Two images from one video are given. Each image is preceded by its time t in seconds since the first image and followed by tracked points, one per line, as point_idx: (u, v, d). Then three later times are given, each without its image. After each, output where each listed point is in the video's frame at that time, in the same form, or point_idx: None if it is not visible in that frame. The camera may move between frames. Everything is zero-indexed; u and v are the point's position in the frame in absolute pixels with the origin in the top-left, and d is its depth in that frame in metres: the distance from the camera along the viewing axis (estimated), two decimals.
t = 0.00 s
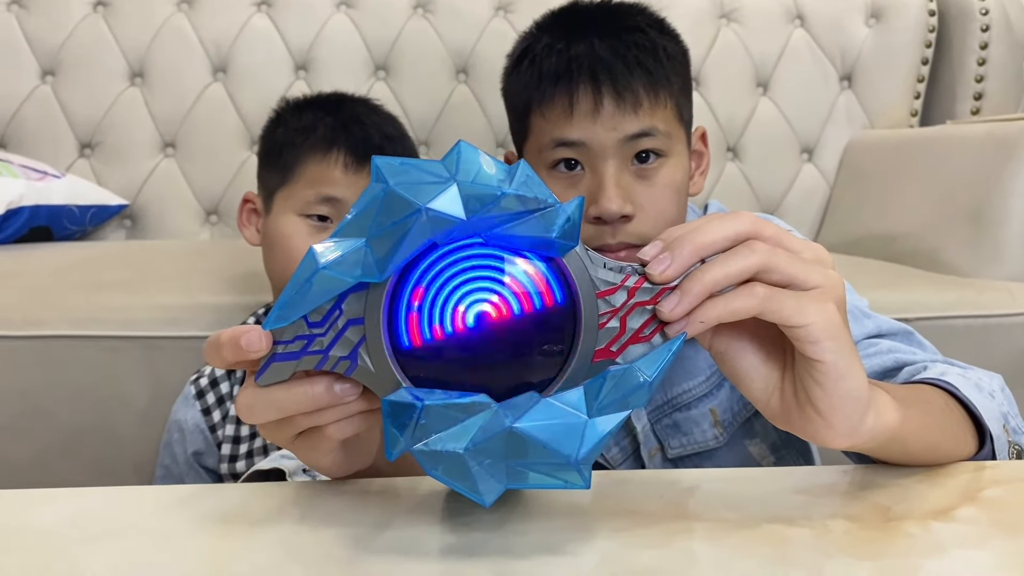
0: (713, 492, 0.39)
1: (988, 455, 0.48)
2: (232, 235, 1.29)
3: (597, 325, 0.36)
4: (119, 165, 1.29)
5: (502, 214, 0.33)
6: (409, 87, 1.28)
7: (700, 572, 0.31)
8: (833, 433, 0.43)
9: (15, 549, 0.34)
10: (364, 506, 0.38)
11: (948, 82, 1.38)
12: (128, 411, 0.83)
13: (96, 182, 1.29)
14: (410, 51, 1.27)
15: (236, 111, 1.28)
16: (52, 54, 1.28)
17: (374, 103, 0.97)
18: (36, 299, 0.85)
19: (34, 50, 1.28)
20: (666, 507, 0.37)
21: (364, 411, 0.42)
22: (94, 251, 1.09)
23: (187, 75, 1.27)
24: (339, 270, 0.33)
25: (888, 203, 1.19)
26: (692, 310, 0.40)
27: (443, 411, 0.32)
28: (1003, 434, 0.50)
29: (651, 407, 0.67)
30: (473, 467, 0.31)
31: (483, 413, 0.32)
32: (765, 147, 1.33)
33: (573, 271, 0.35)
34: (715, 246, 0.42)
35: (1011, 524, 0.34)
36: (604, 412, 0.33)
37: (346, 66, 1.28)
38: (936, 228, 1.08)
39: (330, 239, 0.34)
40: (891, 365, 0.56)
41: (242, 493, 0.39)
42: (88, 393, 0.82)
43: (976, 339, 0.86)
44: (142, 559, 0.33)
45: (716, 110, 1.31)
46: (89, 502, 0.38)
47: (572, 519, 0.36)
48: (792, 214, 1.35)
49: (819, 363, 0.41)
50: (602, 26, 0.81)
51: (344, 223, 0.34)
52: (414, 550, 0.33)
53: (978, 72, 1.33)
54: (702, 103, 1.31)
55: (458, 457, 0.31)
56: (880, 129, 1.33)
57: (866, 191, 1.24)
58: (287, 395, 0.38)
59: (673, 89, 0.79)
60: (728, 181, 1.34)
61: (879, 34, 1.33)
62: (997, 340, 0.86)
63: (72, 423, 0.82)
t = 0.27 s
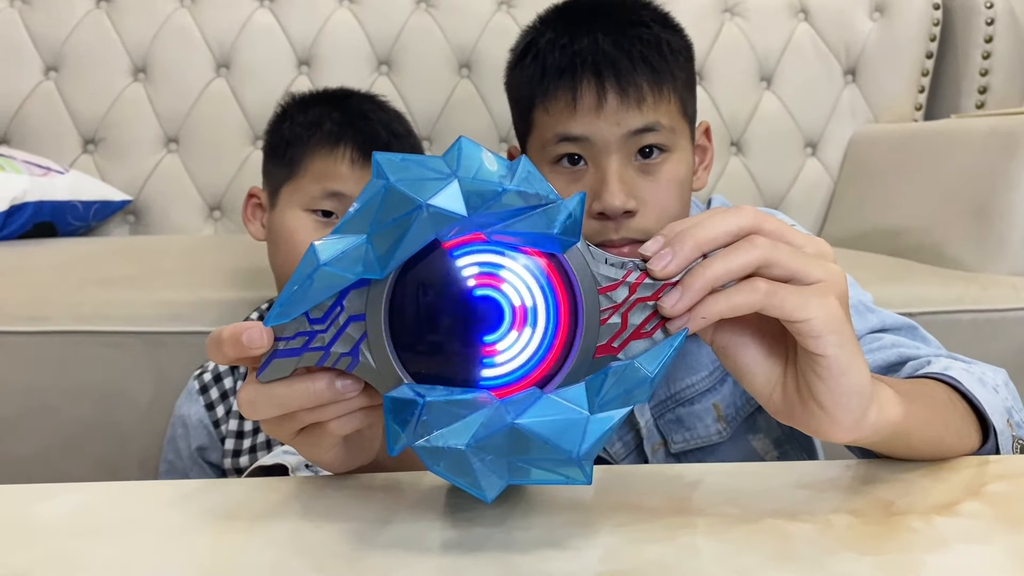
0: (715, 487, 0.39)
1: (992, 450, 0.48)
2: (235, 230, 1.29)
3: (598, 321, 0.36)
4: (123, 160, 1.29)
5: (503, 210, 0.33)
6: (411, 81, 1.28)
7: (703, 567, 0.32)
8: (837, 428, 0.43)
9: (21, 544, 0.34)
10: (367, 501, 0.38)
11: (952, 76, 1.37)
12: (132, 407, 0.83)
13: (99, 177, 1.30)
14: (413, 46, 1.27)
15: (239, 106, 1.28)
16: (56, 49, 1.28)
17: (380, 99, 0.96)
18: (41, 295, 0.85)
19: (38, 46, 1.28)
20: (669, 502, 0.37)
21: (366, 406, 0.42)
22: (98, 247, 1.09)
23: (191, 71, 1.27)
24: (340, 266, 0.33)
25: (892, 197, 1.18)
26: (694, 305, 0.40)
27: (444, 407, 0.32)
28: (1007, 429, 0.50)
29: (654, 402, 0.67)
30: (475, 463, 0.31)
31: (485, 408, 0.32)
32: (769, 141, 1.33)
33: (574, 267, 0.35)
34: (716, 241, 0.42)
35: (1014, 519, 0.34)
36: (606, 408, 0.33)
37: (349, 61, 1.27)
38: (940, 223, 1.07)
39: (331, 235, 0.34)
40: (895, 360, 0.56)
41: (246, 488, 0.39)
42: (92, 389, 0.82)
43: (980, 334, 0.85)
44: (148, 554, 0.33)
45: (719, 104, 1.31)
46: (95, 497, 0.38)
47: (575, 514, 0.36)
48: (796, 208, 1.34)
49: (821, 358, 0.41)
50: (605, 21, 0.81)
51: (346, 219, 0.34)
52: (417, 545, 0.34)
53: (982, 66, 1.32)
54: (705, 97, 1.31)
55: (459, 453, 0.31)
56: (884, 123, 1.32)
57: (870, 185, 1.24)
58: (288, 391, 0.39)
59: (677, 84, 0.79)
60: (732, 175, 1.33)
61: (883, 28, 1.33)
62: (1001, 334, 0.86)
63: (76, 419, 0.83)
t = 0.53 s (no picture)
0: (719, 480, 0.39)
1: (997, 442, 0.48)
2: (239, 224, 1.29)
3: (602, 313, 0.36)
4: (127, 154, 1.29)
5: (505, 202, 0.33)
6: (414, 74, 1.27)
7: (707, 559, 0.32)
8: (841, 421, 0.43)
9: (29, 536, 0.34)
10: (372, 493, 0.38)
11: (959, 67, 1.36)
12: (137, 399, 0.83)
13: (104, 171, 1.30)
14: (416, 38, 1.27)
15: (242, 99, 1.28)
16: (59, 42, 1.28)
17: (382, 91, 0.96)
18: (46, 288, 0.85)
19: (41, 39, 1.28)
20: (673, 495, 0.37)
21: (370, 400, 0.43)
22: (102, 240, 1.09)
23: (194, 64, 1.27)
24: (343, 258, 0.33)
25: (898, 189, 1.18)
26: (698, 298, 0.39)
27: (447, 400, 0.32)
28: (1012, 421, 0.49)
29: (658, 394, 0.67)
30: (477, 455, 0.32)
31: (487, 401, 0.32)
32: (774, 133, 1.32)
33: (577, 259, 0.35)
34: (721, 233, 0.42)
35: (1019, 511, 0.34)
36: (610, 400, 0.33)
37: (352, 54, 1.27)
38: (946, 215, 1.07)
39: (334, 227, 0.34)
40: (900, 352, 0.56)
41: (251, 481, 0.39)
42: (97, 382, 0.83)
43: (986, 326, 0.85)
44: (154, 546, 0.33)
45: (724, 96, 1.30)
46: (101, 490, 0.38)
47: (578, 507, 0.36)
48: (801, 200, 1.34)
49: (826, 350, 0.41)
50: (609, 12, 0.81)
51: (349, 211, 0.34)
52: (421, 537, 0.34)
53: (988, 56, 1.31)
54: (710, 88, 1.30)
55: (462, 445, 0.31)
56: (890, 115, 1.32)
57: (876, 177, 1.23)
58: (292, 384, 0.39)
59: (681, 75, 0.79)
60: (736, 167, 1.33)
61: (888, 19, 1.32)
62: (1007, 327, 0.85)
63: (82, 412, 0.83)
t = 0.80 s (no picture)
0: (728, 471, 0.39)
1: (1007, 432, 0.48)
2: (245, 214, 1.30)
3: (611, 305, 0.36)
4: (132, 144, 1.29)
5: (513, 193, 0.33)
6: (419, 63, 1.27)
7: (717, 549, 0.32)
8: (850, 412, 0.43)
9: (42, 526, 0.34)
10: (381, 484, 0.38)
11: (967, 54, 1.35)
12: (145, 390, 0.84)
13: (109, 162, 1.30)
14: (420, 27, 1.26)
15: (247, 89, 1.27)
16: (63, 33, 1.28)
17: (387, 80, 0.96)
18: (53, 279, 0.85)
19: (45, 30, 1.28)
20: (682, 486, 0.37)
21: (380, 393, 0.43)
22: (108, 231, 1.09)
23: (198, 55, 1.27)
24: (351, 250, 0.33)
25: (905, 179, 1.17)
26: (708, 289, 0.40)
27: (456, 392, 0.32)
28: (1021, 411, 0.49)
29: (665, 385, 0.66)
30: (487, 448, 0.32)
31: (497, 393, 0.32)
32: (780, 123, 1.32)
33: (585, 249, 0.35)
34: (730, 224, 0.42)
35: None
36: (619, 392, 0.33)
37: (356, 43, 1.26)
38: (953, 205, 1.06)
39: (342, 219, 0.34)
40: (908, 343, 0.56)
41: (261, 471, 0.39)
42: (105, 372, 0.83)
43: (993, 316, 0.85)
44: (167, 536, 0.33)
45: (730, 86, 1.30)
46: (113, 481, 0.39)
47: (588, 497, 0.36)
48: (807, 190, 1.33)
49: (836, 341, 0.41)
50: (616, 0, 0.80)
51: (358, 203, 0.34)
52: (431, 527, 0.34)
53: (997, 44, 1.30)
54: (716, 78, 1.30)
55: (470, 437, 0.31)
56: (897, 104, 1.31)
57: (883, 167, 1.22)
58: (302, 376, 0.39)
59: (688, 64, 0.78)
60: (742, 157, 1.32)
61: (896, 7, 1.30)
62: (1015, 317, 0.85)
63: (90, 402, 0.83)
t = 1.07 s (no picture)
0: (739, 457, 0.39)
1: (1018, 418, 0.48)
2: (250, 201, 1.29)
3: (621, 292, 0.35)
4: (137, 131, 1.28)
5: (523, 179, 0.33)
6: (423, 48, 1.26)
7: (729, 536, 0.32)
8: (861, 399, 0.43)
9: (56, 513, 0.35)
10: (392, 470, 0.38)
11: (977, 38, 1.34)
12: (153, 376, 0.84)
13: (114, 148, 1.30)
14: (425, 11, 1.25)
15: (251, 75, 1.27)
16: (67, 19, 1.27)
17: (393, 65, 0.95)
18: (60, 266, 0.86)
19: (49, 15, 1.27)
20: (692, 472, 0.37)
21: (388, 380, 0.43)
22: (114, 218, 1.09)
23: (202, 40, 1.26)
24: (360, 237, 0.33)
25: (913, 164, 1.16)
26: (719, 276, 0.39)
27: (466, 380, 0.32)
28: None
29: (673, 371, 0.66)
30: (496, 435, 0.31)
31: (507, 381, 0.32)
32: (788, 107, 1.31)
33: (596, 236, 0.35)
34: (741, 210, 0.41)
35: None
36: (629, 380, 0.33)
37: (360, 28, 1.26)
38: (963, 190, 1.05)
39: (350, 206, 0.34)
40: (919, 329, 0.55)
41: (272, 458, 0.40)
42: (113, 359, 0.83)
43: (1002, 303, 0.84)
44: (180, 522, 0.34)
45: (737, 71, 1.29)
46: (125, 468, 0.39)
47: (599, 484, 0.36)
48: (815, 175, 1.32)
49: (848, 328, 0.41)
50: None
51: (366, 190, 0.34)
52: (443, 514, 0.34)
53: (1007, 27, 1.28)
54: (724, 62, 1.28)
55: (480, 424, 0.31)
56: (905, 88, 1.29)
57: (892, 151, 1.21)
58: (311, 364, 0.39)
59: (696, 48, 0.77)
60: (750, 142, 1.32)
61: None
62: None
63: (98, 388, 0.84)
